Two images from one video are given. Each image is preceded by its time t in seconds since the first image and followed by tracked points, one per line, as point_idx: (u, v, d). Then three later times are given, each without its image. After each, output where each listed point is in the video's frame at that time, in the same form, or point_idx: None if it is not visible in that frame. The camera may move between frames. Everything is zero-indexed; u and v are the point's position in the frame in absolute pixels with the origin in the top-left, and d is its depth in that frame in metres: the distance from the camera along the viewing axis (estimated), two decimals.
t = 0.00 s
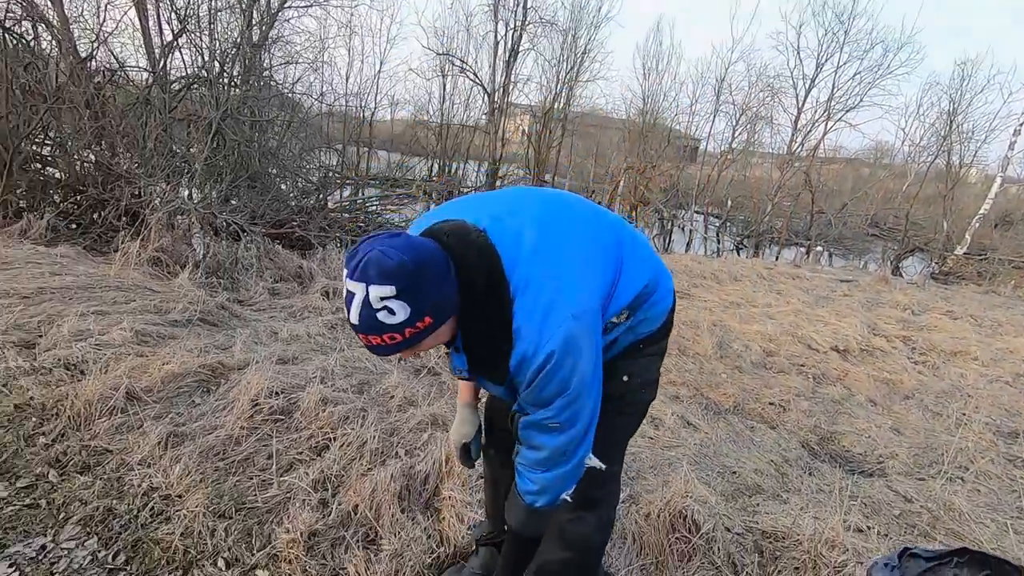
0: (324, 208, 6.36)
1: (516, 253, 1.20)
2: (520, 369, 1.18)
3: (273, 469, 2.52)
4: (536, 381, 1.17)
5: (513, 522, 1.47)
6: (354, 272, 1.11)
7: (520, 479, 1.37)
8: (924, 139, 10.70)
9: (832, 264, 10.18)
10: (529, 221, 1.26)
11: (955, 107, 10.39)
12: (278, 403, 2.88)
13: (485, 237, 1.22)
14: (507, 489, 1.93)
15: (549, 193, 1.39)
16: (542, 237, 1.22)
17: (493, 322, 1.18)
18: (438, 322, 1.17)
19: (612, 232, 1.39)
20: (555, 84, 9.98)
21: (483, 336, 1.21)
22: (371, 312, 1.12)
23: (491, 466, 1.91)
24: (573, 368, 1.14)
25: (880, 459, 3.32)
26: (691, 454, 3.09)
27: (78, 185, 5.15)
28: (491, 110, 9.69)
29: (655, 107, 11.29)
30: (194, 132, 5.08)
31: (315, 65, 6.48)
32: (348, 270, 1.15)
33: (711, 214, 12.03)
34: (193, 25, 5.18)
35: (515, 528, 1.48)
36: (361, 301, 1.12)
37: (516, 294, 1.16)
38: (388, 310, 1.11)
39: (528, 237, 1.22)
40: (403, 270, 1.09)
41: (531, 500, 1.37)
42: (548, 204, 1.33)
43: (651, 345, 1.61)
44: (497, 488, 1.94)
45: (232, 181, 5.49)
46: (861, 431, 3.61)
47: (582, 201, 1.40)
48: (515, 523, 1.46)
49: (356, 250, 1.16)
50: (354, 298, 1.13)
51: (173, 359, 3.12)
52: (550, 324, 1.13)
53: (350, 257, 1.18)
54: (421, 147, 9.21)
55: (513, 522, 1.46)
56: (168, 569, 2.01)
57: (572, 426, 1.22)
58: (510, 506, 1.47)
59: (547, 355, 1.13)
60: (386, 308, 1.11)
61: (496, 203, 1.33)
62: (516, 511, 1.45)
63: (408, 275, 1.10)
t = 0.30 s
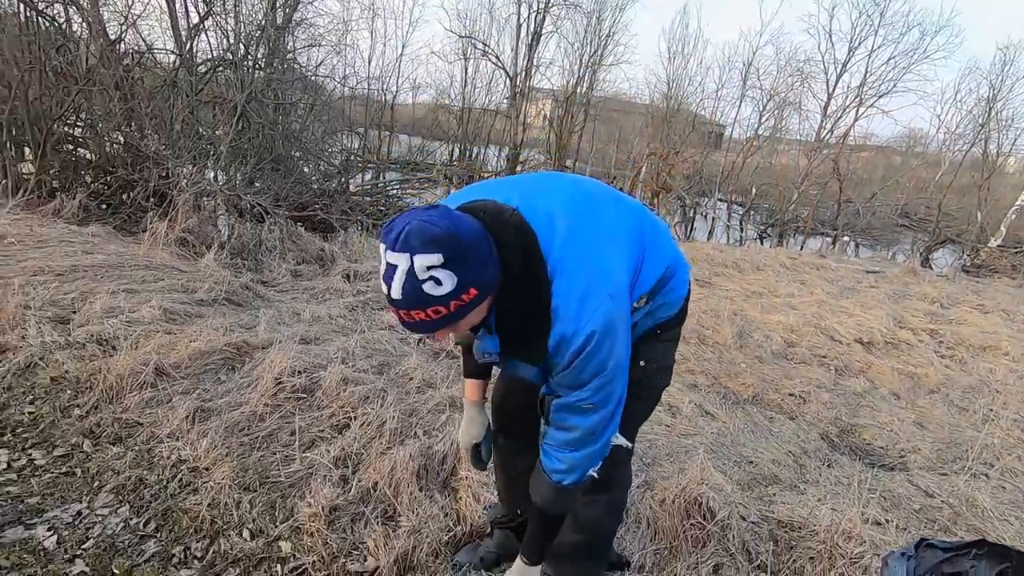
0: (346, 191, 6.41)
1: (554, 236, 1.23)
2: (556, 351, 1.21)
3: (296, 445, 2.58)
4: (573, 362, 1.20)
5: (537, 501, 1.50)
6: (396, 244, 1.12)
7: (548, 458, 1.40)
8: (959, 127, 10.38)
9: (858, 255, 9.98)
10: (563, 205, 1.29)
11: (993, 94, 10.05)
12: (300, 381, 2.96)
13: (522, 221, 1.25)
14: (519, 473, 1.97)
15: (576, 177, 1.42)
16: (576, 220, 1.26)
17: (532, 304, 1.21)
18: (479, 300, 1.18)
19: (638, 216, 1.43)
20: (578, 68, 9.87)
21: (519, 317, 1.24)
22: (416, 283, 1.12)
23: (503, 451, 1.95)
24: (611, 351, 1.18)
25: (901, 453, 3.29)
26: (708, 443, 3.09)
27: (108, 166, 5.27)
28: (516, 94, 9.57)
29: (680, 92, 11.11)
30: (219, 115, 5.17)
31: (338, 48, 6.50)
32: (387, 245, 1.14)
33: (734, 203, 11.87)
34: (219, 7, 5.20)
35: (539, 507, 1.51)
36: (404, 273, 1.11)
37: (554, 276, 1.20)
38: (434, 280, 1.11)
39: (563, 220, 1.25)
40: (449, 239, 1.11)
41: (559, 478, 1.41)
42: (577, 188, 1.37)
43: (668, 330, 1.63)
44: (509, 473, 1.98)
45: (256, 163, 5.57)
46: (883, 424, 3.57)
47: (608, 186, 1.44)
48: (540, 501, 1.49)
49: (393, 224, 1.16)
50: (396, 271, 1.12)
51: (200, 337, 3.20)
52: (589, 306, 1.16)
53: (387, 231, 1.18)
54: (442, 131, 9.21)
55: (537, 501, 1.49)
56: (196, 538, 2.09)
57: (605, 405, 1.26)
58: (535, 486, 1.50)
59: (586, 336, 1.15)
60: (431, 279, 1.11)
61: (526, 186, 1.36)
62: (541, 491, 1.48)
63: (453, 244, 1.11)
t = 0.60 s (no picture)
0: (360, 181, 6.44)
1: (584, 230, 1.27)
2: (583, 344, 1.25)
3: (309, 430, 2.63)
4: (600, 356, 1.24)
5: (553, 490, 1.50)
6: (434, 225, 1.13)
7: (567, 449, 1.43)
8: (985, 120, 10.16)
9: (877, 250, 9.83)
10: (592, 199, 1.34)
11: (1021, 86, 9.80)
12: (314, 368, 3.01)
13: (554, 212, 1.28)
14: (528, 464, 2.00)
15: (601, 171, 1.46)
16: (605, 215, 1.31)
17: (561, 295, 1.23)
18: (508, 289, 1.20)
19: (661, 213, 1.49)
20: (594, 58, 9.78)
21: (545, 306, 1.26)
22: (448, 267, 1.14)
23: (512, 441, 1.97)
24: (635, 347, 1.24)
25: (916, 450, 3.27)
26: (718, 437, 3.09)
27: (127, 155, 5.34)
28: (529, 85, 9.54)
29: (696, 83, 10.98)
30: (237, 105, 5.25)
31: (353, 37, 6.51)
32: (423, 223, 1.16)
33: (750, 195, 11.74)
34: None
35: (555, 497, 1.52)
36: (437, 255, 1.13)
37: (585, 269, 1.23)
38: (466, 266, 1.13)
39: (593, 215, 1.30)
40: (487, 228, 1.12)
41: (576, 470, 1.43)
42: (604, 184, 1.41)
43: (683, 324, 1.65)
44: (518, 463, 2.00)
45: (272, 152, 5.64)
46: (898, 421, 3.55)
47: (630, 181, 1.49)
48: (557, 492, 1.50)
49: (430, 205, 1.18)
50: (429, 252, 1.14)
51: (216, 324, 3.26)
52: (619, 302, 1.21)
53: (423, 209, 1.20)
54: (456, 122, 9.21)
55: (554, 491, 1.50)
56: (212, 518, 2.14)
57: (625, 398, 1.32)
58: (552, 476, 1.50)
59: (615, 331, 1.21)
60: (463, 265, 1.13)
61: (554, 178, 1.40)
62: (558, 482, 1.48)
63: (490, 233, 1.13)
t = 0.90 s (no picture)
0: (373, 166, 6.44)
1: (601, 216, 1.28)
2: (599, 331, 1.26)
3: (322, 413, 2.67)
4: (616, 343, 1.26)
5: (574, 478, 1.52)
6: (452, 208, 1.14)
7: (586, 437, 1.45)
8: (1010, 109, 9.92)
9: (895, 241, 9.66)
10: (609, 186, 1.34)
11: None
12: (326, 352, 3.05)
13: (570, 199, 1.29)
14: (544, 448, 2.02)
15: (619, 157, 1.46)
16: (621, 202, 1.31)
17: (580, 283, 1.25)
18: (525, 275, 1.22)
19: (679, 200, 1.49)
20: (609, 43, 9.67)
21: (562, 294, 1.27)
22: (466, 250, 1.15)
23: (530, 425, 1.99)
24: (651, 334, 1.25)
25: (929, 443, 3.25)
26: (728, 426, 3.09)
27: (143, 140, 5.38)
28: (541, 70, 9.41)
29: (713, 69, 10.82)
30: (250, 90, 5.31)
31: (366, 22, 6.48)
32: (442, 206, 1.17)
33: (766, 184, 11.61)
34: None
35: (576, 486, 1.54)
36: (456, 238, 1.14)
37: (601, 257, 1.24)
38: (485, 249, 1.14)
39: (609, 202, 1.30)
40: (505, 210, 1.13)
41: (596, 458, 1.45)
42: (622, 171, 1.42)
43: (700, 312, 1.66)
44: (534, 447, 2.02)
45: (285, 137, 5.67)
46: (911, 414, 3.52)
47: (647, 168, 1.48)
48: (578, 480, 1.52)
49: (448, 188, 1.20)
50: (447, 235, 1.15)
51: (231, 307, 3.30)
52: (634, 289, 1.23)
53: (441, 193, 1.21)
54: (468, 108, 9.16)
55: (574, 479, 1.52)
56: (227, 497, 2.19)
57: (642, 385, 1.33)
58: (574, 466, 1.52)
59: (631, 318, 1.22)
60: (481, 247, 1.14)
61: (571, 165, 1.41)
62: (579, 471, 1.50)
63: (508, 216, 1.14)
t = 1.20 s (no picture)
0: (381, 147, 6.38)
1: (622, 189, 1.25)
2: (624, 305, 1.25)
3: (330, 389, 2.68)
4: (641, 318, 1.24)
5: (588, 455, 1.50)
6: (483, 197, 1.12)
7: (604, 414, 1.44)
8: None
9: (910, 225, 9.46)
10: (627, 159, 1.32)
11: None
12: (334, 329, 3.05)
13: (591, 172, 1.25)
14: (549, 424, 1.99)
15: (634, 131, 1.43)
16: (641, 175, 1.29)
17: (604, 259, 1.23)
18: (558, 257, 1.20)
19: (696, 174, 1.46)
20: (620, 23, 9.49)
21: (587, 268, 1.25)
22: (506, 235, 1.12)
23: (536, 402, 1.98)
24: (675, 307, 1.24)
25: (939, 428, 3.21)
26: (737, 408, 3.07)
27: (151, 119, 5.38)
28: (551, 51, 9.24)
29: (726, 49, 10.62)
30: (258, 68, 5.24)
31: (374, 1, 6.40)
32: (469, 198, 1.14)
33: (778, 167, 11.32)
34: None
35: (589, 461, 1.51)
36: (493, 226, 1.12)
37: (624, 231, 1.23)
38: (526, 228, 1.12)
39: (629, 175, 1.28)
40: (538, 185, 1.11)
41: (613, 434, 1.43)
42: (637, 144, 1.39)
43: (716, 288, 1.63)
44: (538, 423, 2.00)
45: (294, 117, 5.62)
46: (923, 398, 3.48)
47: (662, 141, 1.46)
48: (591, 455, 1.49)
49: (470, 179, 1.16)
50: (484, 225, 1.12)
51: (240, 285, 3.31)
52: (659, 263, 1.21)
53: (463, 185, 1.18)
54: (476, 90, 9.05)
55: (588, 455, 1.50)
56: (236, 470, 2.21)
57: (664, 360, 1.32)
58: (588, 441, 1.50)
59: (656, 292, 1.21)
60: (521, 229, 1.12)
61: (586, 139, 1.38)
62: (593, 447, 1.48)
63: (541, 190, 1.12)
